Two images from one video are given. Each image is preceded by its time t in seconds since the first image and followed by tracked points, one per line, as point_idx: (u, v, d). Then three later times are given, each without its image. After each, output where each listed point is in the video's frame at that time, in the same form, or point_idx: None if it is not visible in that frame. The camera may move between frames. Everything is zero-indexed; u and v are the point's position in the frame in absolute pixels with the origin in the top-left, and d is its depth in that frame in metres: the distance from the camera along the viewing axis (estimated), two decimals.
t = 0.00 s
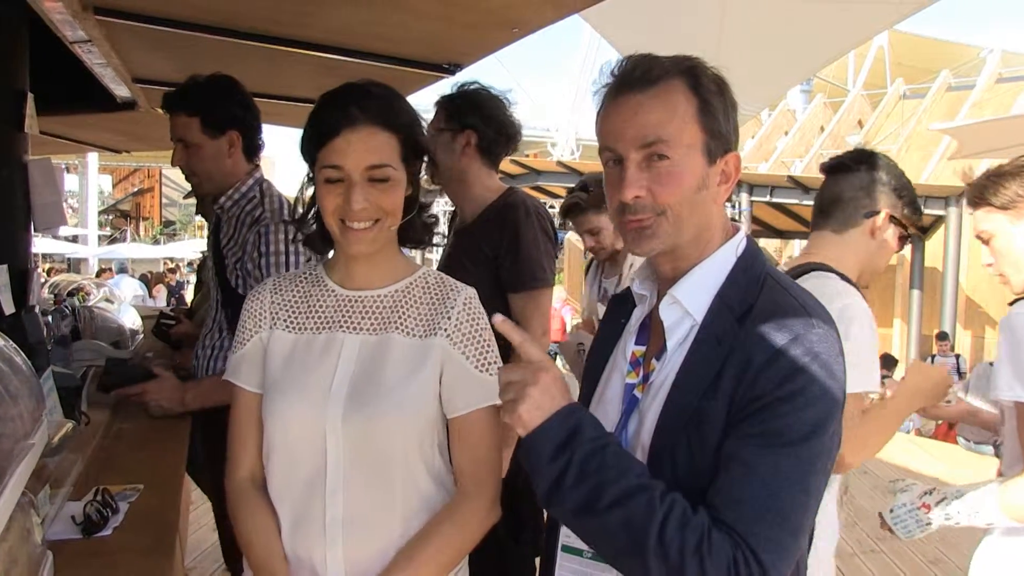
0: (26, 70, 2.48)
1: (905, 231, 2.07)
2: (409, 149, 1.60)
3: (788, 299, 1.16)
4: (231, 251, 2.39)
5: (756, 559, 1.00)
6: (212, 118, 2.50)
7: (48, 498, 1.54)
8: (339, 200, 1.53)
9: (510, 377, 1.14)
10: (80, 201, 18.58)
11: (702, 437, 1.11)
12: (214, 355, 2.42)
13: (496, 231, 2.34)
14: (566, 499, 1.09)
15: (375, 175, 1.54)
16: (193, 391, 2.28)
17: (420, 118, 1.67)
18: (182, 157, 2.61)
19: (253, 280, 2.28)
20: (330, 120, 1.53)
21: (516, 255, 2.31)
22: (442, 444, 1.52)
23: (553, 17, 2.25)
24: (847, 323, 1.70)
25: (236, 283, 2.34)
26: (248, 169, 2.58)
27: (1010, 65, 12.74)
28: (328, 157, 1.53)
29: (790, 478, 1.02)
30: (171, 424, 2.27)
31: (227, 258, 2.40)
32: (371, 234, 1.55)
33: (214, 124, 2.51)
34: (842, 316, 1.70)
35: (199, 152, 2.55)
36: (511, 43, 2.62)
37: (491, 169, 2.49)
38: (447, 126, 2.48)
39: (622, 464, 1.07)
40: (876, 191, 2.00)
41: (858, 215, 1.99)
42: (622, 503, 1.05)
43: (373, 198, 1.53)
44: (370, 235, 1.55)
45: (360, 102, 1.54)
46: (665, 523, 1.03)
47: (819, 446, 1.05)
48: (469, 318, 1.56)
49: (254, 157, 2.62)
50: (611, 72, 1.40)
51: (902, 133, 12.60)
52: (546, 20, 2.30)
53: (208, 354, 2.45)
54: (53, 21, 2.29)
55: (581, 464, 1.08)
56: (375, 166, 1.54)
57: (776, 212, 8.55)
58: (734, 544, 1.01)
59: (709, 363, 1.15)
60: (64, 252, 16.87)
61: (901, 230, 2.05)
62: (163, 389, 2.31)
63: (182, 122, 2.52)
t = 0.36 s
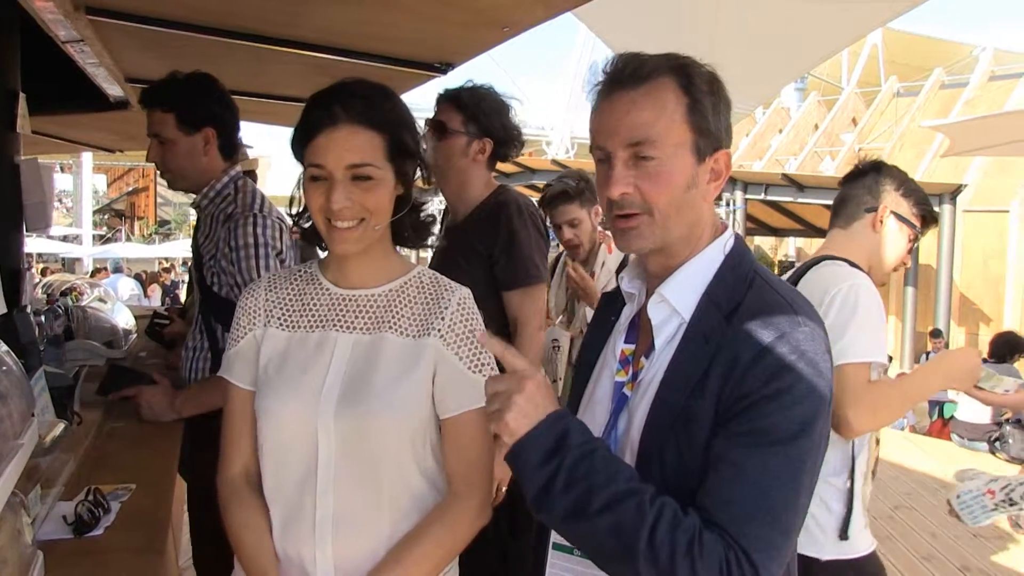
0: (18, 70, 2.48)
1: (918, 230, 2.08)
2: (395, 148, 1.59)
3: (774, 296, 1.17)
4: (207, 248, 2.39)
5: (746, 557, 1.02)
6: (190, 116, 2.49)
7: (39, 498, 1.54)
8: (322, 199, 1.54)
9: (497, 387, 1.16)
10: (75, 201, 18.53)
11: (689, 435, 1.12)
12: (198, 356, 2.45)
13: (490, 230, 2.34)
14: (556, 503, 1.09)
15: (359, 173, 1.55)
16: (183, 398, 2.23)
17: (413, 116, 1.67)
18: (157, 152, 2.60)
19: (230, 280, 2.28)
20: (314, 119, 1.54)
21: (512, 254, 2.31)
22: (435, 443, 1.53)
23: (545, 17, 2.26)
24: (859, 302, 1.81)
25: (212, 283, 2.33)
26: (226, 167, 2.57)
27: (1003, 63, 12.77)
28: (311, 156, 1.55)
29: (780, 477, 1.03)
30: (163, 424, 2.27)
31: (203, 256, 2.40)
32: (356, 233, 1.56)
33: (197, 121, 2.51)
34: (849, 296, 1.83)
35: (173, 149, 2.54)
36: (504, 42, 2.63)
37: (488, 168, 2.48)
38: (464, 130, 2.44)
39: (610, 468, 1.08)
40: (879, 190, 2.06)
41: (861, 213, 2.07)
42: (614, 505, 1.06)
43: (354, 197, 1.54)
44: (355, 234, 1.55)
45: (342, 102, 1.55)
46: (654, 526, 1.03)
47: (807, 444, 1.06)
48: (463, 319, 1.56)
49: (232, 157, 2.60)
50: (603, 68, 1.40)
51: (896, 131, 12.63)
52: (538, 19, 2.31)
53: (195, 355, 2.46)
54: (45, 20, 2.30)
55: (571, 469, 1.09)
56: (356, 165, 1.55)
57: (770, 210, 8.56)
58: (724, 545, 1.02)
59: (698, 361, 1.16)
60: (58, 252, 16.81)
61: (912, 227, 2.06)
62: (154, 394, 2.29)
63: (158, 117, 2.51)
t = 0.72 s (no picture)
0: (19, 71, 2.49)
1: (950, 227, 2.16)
2: (394, 149, 1.59)
3: (785, 299, 1.17)
4: (197, 247, 2.38)
5: (763, 564, 1.02)
6: (177, 118, 2.50)
7: (40, 498, 1.54)
8: (320, 201, 1.54)
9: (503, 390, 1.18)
10: (74, 202, 18.53)
11: (700, 438, 1.13)
12: (193, 349, 2.44)
13: (489, 229, 2.33)
14: (570, 521, 1.12)
15: (356, 176, 1.55)
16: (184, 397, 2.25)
17: (414, 117, 1.67)
18: (147, 156, 2.60)
19: (219, 275, 2.29)
20: (311, 120, 1.55)
21: (511, 253, 2.32)
22: (439, 443, 1.54)
23: (545, 17, 2.26)
24: (924, 302, 1.89)
25: (203, 280, 2.34)
26: (214, 167, 2.58)
27: (1004, 62, 12.74)
28: (310, 157, 1.55)
29: (793, 484, 1.04)
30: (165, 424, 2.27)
31: (194, 255, 2.39)
32: (355, 235, 1.56)
33: (180, 123, 2.51)
34: (910, 297, 1.90)
35: (164, 151, 2.55)
36: (504, 41, 2.62)
37: (491, 167, 2.47)
38: (475, 130, 2.43)
39: (623, 482, 1.09)
40: (909, 190, 2.16)
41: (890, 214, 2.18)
42: (633, 518, 1.07)
43: (351, 199, 1.54)
44: (354, 236, 1.55)
45: (342, 104, 1.55)
46: (671, 539, 1.04)
47: (821, 452, 1.06)
48: (464, 319, 1.57)
49: (221, 157, 2.59)
50: (606, 64, 1.39)
51: (897, 129, 12.61)
52: (538, 19, 2.30)
53: (188, 350, 2.46)
54: (45, 21, 2.30)
55: (584, 487, 1.10)
56: (355, 167, 1.54)
57: (770, 209, 8.56)
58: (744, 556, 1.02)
59: (708, 364, 1.16)
60: (57, 252, 16.81)
61: (944, 225, 2.15)
62: (154, 394, 2.31)
63: (149, 119, 2.52)
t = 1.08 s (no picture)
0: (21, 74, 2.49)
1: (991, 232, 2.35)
2: (392, 153, 1.59)
3: (792, 305, 1.18)
4: (201, 253, 2.38)
5: None
6: (181, 129, 2.49)
7: (41, 503, 1.54)
8: (317, 206, 1.53)
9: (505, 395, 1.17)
10: (75, 204, 18.53)
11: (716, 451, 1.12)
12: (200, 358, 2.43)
13: (490, 231, 2.33)
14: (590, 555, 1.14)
15: (354, 181, 1.54)
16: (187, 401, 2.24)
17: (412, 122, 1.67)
18: (157, 173, 2.60)
19: (223, 280, 2.29)
20: (307, 123, 1.55)
21: (512, 255, 2.31)
22: (440, 447, 1.53)
23: (547, 20, 2.26)
24: (986, 309, 2.08)
25: (208, 287, 2.34)
26: (222, 176, 2.58)
27: (1005, 63, 12.72)
28: (307, 162, 1.55)
29: (822, 505, 1.04)
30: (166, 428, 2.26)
31: (199, 262, 2.39)
32: (353, 239, 1.55)
33: (184, 134, 2.50)
34: (978, 304, 2.08)
35: (172, 165, 2.53)
36: (505, 44, 2.63)
37: (491, 170, 2.47)
38: (479, 134, 2.42)
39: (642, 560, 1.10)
40: (963, 194, 2.30)
41: (949, 213, 2.31)
42: None
43: (349, 203, 1.53)
44: (353, 241, 1.55)
45: (339, 109, 1.55)
46: None
47: (845, 470, 1.06)
48: (465, 322, 1.57)
49: (227, 165, 2.60)
50: (604, 73, 1.38)
51: (898, 131, 12.61)
52: (539, 22, 2.31)
53: (195, 360, 2.45)
54: (46, 24, 2.30)
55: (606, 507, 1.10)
56: (354, 172, 1.54)
57: (772, 211, 8.56)
58: None
59: (721, 375, 1.16)
60: (59, 255, 16.81)
61: (989, 229, 2.33)
62: (156, 398, 2.30)
63: (153, 136, 2.50)
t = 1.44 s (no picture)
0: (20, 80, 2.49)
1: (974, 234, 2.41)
2: (391, 162, 1.59)
3: (797, 313, 1.17)
4: (205, 260, 2.37)
5: None
6: (189, 137, 2.48)
7: (38, 510, 1.53)
8: (317, 216, 1.53)
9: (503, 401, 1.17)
10: (74, 209, 18.53)
11: (717, 458, 1.12)
12: (197, 371, 2.43)
13: (489, 237, 2.33)
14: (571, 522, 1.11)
15: (354, 190, 1.54)
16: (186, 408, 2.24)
17: (409, 127, 1.66)
18: (165, 181, 2.60)
19: (226, 287, 2.29)
20: (308, 132, 1.54)
21: (511, 260, 2.30)
22: (438, 453, 1.53)
23: (545, 25, 2.26)
24: (971, 309, 2.14)
25: (210, 292, 2.33)
26: (228, 182, 2.56)
27: (1002, 66, 12.75)
28: (306, 172, 1.54)
29: (807, 506, 1.04)
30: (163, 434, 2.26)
31: (201, 267, 2.39)
32: (355, 249, 1.55)
33: (192, 141, 2.49)
34: (962, 303, 2.14)
35: (180, 174, 2.53)
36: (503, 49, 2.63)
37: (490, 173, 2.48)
38: (480, 139, 2.42)
39: (622, 520, 1.08)
40: (942, 202, 2.37)
41: (927, 223, 2.39)
42: (637, 554, 1.06)
43: (349, 213, 1.53)
44: (352, 249, 1.55)
45: (337, 116, 1.54)
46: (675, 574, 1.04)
47: (832, 473, 1.06)
48: (464, 327, 1.56)
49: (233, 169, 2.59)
50: (608, 75, 1.39)
51: (896, 134, 12.63)
52: (538, 27, 2.31)
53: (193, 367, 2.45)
54: (45, 30, 2.31)
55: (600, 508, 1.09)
56: (353, 181, 1.54)
57: (769, 215, 8.58)
58: None
59: (723, 382, 1.16)
60: (57, 260, 16.80)
61: (970, 233, 2.39)
62: (154, 403, 2.30)
63: (160, 145, 2.50)
